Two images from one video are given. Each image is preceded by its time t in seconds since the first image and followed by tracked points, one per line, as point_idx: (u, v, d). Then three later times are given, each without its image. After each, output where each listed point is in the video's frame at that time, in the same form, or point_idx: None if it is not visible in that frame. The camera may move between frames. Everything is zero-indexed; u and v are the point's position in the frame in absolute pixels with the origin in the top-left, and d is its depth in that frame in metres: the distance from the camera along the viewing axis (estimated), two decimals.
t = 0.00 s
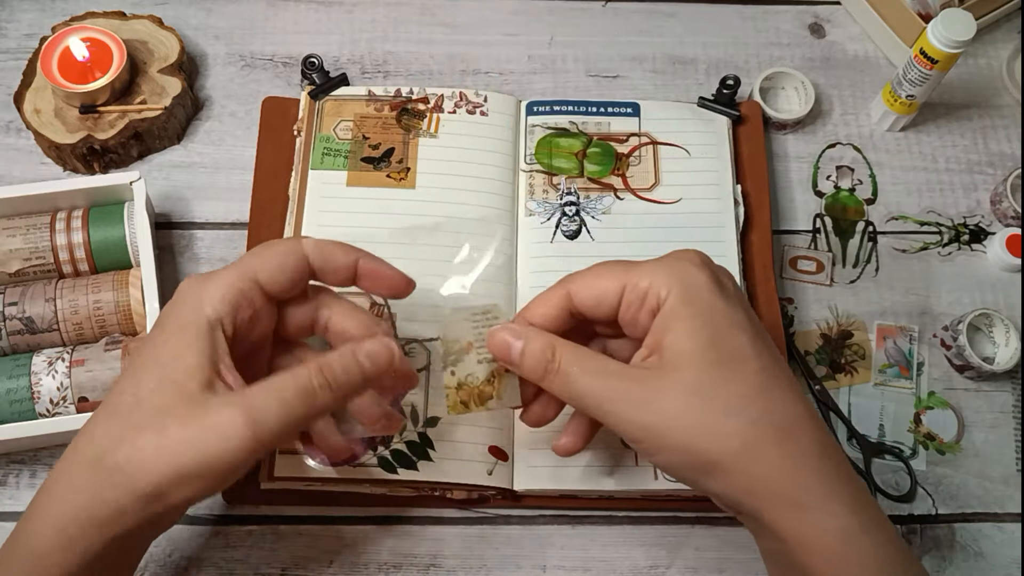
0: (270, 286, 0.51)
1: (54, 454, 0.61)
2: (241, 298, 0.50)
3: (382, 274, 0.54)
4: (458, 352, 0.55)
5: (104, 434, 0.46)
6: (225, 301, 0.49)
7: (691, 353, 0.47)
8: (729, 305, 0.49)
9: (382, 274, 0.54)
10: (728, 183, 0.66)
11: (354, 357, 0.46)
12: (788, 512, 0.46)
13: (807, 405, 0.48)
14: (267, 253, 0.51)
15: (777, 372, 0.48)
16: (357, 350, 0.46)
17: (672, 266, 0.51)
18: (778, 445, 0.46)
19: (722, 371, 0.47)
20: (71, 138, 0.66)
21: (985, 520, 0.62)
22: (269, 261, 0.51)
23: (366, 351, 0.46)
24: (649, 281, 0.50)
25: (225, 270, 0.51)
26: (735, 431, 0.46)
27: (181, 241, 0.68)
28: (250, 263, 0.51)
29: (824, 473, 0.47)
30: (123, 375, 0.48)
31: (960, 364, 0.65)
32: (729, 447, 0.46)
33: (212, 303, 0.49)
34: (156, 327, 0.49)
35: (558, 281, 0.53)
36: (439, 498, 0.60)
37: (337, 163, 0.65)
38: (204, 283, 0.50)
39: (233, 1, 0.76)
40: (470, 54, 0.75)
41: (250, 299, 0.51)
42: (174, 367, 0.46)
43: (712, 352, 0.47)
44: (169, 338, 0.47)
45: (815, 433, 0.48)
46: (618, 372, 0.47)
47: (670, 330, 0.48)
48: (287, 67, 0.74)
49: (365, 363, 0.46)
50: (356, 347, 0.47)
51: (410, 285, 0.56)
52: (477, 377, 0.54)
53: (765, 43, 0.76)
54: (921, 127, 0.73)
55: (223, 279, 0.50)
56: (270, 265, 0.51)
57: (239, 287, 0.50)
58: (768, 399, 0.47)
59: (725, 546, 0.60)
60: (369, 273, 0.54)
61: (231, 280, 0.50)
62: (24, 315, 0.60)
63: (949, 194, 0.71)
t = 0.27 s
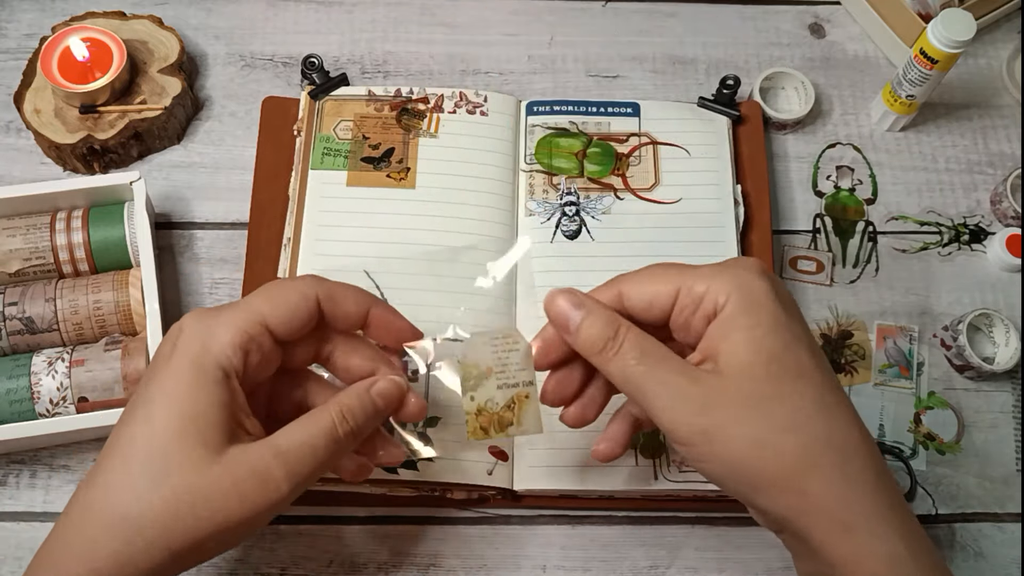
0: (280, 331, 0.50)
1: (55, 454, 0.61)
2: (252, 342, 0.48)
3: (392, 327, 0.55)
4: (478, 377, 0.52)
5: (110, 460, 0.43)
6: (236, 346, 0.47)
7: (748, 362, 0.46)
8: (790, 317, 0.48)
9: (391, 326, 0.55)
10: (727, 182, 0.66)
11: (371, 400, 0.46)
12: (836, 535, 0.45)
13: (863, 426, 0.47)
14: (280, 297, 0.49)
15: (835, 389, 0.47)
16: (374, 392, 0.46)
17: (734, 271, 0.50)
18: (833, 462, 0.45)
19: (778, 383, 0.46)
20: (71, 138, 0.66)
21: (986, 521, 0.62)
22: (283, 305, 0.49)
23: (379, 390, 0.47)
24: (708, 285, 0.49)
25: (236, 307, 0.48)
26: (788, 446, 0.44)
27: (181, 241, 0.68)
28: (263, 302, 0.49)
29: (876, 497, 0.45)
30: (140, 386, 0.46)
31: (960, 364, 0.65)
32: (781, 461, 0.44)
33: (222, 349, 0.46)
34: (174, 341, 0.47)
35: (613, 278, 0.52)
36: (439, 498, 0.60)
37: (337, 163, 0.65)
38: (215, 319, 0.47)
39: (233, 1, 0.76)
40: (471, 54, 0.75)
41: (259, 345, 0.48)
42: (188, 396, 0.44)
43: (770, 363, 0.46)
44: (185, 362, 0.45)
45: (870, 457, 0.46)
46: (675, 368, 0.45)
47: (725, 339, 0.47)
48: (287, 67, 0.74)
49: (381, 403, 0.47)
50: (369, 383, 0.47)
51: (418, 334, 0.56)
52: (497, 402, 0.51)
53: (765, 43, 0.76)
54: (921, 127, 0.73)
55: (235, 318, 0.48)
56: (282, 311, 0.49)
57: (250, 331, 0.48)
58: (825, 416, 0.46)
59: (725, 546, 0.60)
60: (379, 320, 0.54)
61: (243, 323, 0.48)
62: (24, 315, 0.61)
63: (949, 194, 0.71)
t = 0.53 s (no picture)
0: (291, 346, 0.49)
1: (54, 454, 0.61)
2: (262, 357, 0.47)
3: (406, 343, 0.54)
4: (489, 390, 0.55)
5: (119, 469, 0.43)
6: (247, 361, 0.46)
7: (762, 367, 0.46)
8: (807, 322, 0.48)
9: (404, 342, 0.54)
10: (727, 182, 0.66)
11: (380, 404, 0.46)
12: (843, 544, 0.45)
13: (876, 435, 0.47)
14: (290, 312, 0.48)
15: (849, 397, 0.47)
16: (382, 396, 0.46)
17: (753, 273, 0.49)
18: (844, 472, 0.45)
19: (792, 390, 0.45)
20: (71, 138, 0.66)
21: (986, 521, 0.62)
22: (294, 320, 0.48)
23: (388, 396, 0.47)
24: (727, 285, 0.49)
25: (246, 319, 0.48)
26: (801, 454, 0.44)
27: (181, 241, 0.68)
28: (274, 315, 0.48)
29: (885, 507, 0.45)
30: (150, 391, 0.46)
31: (960, 364, 0.65)
32: (793, 469, 0.44)
33: (230, 365, 0.46)
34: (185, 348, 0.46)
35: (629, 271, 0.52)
36: (439, 498, 0.60)
37: (337, 163, 0.65)
38: (225, 330, 0.47)
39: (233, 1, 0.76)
40: (471, 54, 0.75)
41: (270, 360, 0.48)
42: (199, 406, 0.43)
43: (785, 369, 0.46)
44: (195, 371, 0.45)
45: (880, 467, 0.46)
46: (686, 376, 0.45)
47: (740, 344, 0.47)
48: (287, 67, 0.74)
49: (389, 409, 0.47)
50: (377, 390, 0.47)
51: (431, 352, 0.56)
52: (507, 415, 0.55)
53: (765, 43, 0.76)
54: (921, 127, 0.73)
55: (245, 331, 0.47)
56: (292, 327, 0.48)
57: (261, 345, 0.47)
58: (838, 424, 0.45)
59: (725, 546, 0.60)
60: (392, 334, 0.53)
61: (253, 337, 0.47)
62: (24, 315, 0.60)
63: (949, 194, 0.71)
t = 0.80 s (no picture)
0: (296, 346, 0.49)
1: (54, 454, 0.61)
2: (267, 356, 0.47)
3: (410, 343, 0.53)
4: (491, 395, 0.56)
5: (125, 468, 0.43)
6: (253, 360, 0.46)
7: (766, 366, 0.45)
8: (808, 320, 0.47)
9: (409, 343, 0.53)
10: (728, 182, 0.66)
11: (383, 403, 0.46)
12: (843, 545, 0.45)
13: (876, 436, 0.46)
14: (297, 312, 0.48)
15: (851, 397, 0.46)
16: (385, 396, 0.46)
17: (760, 271, 0.49)
18: (845, 473, 0.45)
19: (795, 391, 0.45)
20: (71, 138, 0.66)
21: (986, 521, 0.62)
22: (300, 320, 0.48)
23: (390, 395, 0.47)
24: (734, 281, 0.49)
25: (251, 318, 0.48)
26: (803, 455, 0.44)
27: (181, 241, 0.68)
28: (279, 315, 0.48)
29: (885, 509, 0.45)
30: (154, 391, 0.45)
31: (960, 364, 0.65)
32: (796, 470, 0.44)
33: (234, 364, 0.45)
34: (189, 347, 0.46)
35: (636, 261, 0.53)
36: (439, 498, 0.60)
37: (337, 163, 0.65)
38: (231, 329, 0.47)
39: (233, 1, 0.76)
40: (471, 54, 0.75)
41: (276, 359, 0.48)
42: (203, 406, 0.43)
43: (789, 368, 0.45)
44: (198, 370, 0.45)
45: (881, 469, 0.46)
46: (687, 379, 0.44)
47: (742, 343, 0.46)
48: (287, 67, 0.74)
49: (391, 407, 0.46)
50: (380, 390, 0.47)
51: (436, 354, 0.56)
52: (508, 420, 0.55)
53: (765, 43, 0.76)
54: (921, 127, 0.73)
55: (250, 330, 0.47)
56: (297, 328, 0.48)
57: (265, 345, 0.47)
58: (840, 426, 0.45)
59: (725, 546, 0.60)
60: (396, 334, 0.53)
61: (259, 337, 0.47)
62: (24, 315, 0.60)
63: (949, 194, 0.71)
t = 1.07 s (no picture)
0: (300, 347, 0.49)
1: (54, 454, 0.61)
2: (272, 356, 0.47)
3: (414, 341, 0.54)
4: (493, 397, 0.59)
5: (129, 467, 0.43)
6: (257, 360, 0.46)
7: (767, 369, 0.45)
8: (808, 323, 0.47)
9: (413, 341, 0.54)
10: (728, 182, 0.66)
11: (386, 404, 0.46)
12: (843, 548, 0.45)
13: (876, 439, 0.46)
14: (300, 312, 0.48)
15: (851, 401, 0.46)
16: (388, 396, 0.46)
17: (759, 272, 0.49)
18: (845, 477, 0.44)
19: (795, 394, 0.45)
20: (71, 138, 0.66)
21: (985, 521, 0.62)
22: (304, 320, 0.48)
23: (394, 395, 0.47)
24: (733, 283, 0.49)
25: (255, 318, 0.48)
26: (803, 458, 0.44)
27: (181, 241, 0.68)
28: (283, 315, 0.48)
29: (884, 513, 0.45)
30: (159, 390, 0.45)
31: (960, 364, 0.65)
32: (796, 473, 0.44)
33: (238, 362, 0.45)
34: (194, 347, 0.46)
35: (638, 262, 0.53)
36: (439, 498, 0.60)
37: (337, 163, 0.65)
38: (235, 329, 0.47)
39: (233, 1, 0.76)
40: (471, 54, 0.75)
41: (279, 359, 0.48)
42: (208, 405, 0.43)
43: (789, 371, 0.45)
44: (202, 368, 0.45)
45: (882, 473, 0.46)
46: (686, 382, 0.44)
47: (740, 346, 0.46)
48: (287, 67, 0.74)
49: (395, 408, 0.46)
50: (383, 390, 0.47)
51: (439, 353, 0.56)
52: (511, 422, 0.58)
53: (765, 43, 0.76)
54: (921, 127, 0.73)
55: (255, 330, 0.47)
56: (299, 328, 0.48)
57: (269, 345, 0.47)
58: (840, 429, 0.45)
59: (725, 546, 0.60)
60: (398, 333, 0.53)
61: (263, 336, 0.47)
62: (24, 315, 0.60)
63: (949, 194, 0.71)
